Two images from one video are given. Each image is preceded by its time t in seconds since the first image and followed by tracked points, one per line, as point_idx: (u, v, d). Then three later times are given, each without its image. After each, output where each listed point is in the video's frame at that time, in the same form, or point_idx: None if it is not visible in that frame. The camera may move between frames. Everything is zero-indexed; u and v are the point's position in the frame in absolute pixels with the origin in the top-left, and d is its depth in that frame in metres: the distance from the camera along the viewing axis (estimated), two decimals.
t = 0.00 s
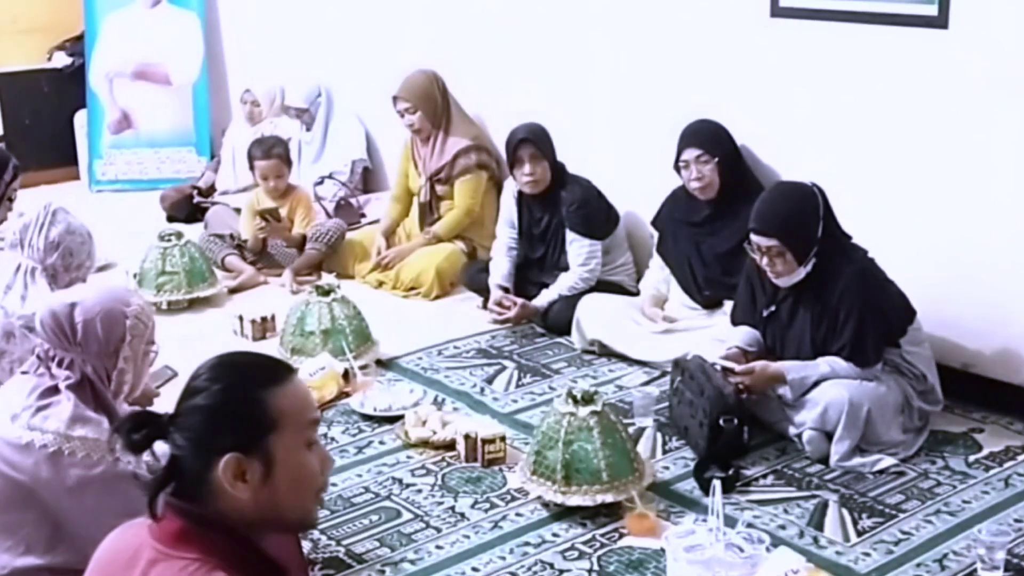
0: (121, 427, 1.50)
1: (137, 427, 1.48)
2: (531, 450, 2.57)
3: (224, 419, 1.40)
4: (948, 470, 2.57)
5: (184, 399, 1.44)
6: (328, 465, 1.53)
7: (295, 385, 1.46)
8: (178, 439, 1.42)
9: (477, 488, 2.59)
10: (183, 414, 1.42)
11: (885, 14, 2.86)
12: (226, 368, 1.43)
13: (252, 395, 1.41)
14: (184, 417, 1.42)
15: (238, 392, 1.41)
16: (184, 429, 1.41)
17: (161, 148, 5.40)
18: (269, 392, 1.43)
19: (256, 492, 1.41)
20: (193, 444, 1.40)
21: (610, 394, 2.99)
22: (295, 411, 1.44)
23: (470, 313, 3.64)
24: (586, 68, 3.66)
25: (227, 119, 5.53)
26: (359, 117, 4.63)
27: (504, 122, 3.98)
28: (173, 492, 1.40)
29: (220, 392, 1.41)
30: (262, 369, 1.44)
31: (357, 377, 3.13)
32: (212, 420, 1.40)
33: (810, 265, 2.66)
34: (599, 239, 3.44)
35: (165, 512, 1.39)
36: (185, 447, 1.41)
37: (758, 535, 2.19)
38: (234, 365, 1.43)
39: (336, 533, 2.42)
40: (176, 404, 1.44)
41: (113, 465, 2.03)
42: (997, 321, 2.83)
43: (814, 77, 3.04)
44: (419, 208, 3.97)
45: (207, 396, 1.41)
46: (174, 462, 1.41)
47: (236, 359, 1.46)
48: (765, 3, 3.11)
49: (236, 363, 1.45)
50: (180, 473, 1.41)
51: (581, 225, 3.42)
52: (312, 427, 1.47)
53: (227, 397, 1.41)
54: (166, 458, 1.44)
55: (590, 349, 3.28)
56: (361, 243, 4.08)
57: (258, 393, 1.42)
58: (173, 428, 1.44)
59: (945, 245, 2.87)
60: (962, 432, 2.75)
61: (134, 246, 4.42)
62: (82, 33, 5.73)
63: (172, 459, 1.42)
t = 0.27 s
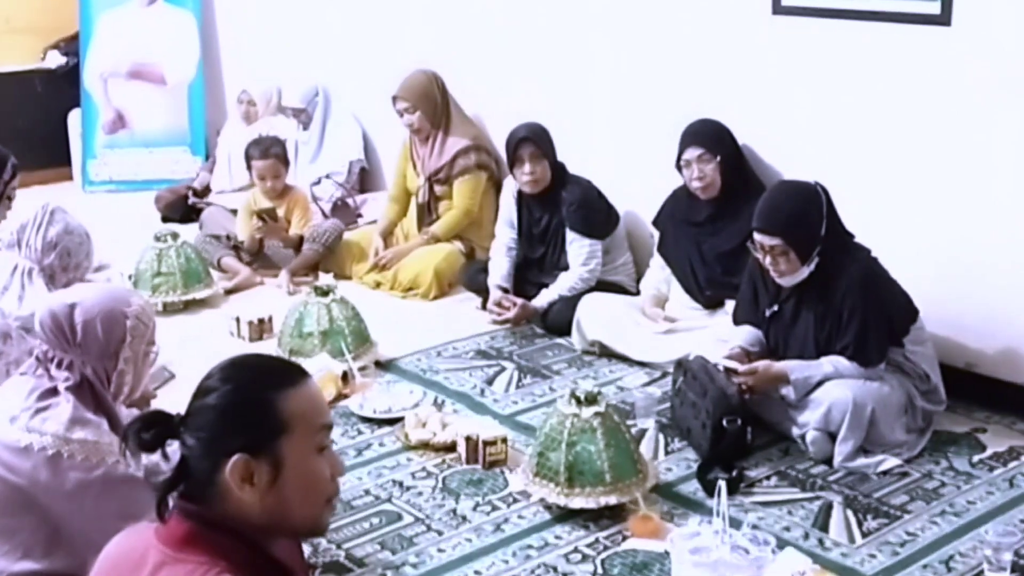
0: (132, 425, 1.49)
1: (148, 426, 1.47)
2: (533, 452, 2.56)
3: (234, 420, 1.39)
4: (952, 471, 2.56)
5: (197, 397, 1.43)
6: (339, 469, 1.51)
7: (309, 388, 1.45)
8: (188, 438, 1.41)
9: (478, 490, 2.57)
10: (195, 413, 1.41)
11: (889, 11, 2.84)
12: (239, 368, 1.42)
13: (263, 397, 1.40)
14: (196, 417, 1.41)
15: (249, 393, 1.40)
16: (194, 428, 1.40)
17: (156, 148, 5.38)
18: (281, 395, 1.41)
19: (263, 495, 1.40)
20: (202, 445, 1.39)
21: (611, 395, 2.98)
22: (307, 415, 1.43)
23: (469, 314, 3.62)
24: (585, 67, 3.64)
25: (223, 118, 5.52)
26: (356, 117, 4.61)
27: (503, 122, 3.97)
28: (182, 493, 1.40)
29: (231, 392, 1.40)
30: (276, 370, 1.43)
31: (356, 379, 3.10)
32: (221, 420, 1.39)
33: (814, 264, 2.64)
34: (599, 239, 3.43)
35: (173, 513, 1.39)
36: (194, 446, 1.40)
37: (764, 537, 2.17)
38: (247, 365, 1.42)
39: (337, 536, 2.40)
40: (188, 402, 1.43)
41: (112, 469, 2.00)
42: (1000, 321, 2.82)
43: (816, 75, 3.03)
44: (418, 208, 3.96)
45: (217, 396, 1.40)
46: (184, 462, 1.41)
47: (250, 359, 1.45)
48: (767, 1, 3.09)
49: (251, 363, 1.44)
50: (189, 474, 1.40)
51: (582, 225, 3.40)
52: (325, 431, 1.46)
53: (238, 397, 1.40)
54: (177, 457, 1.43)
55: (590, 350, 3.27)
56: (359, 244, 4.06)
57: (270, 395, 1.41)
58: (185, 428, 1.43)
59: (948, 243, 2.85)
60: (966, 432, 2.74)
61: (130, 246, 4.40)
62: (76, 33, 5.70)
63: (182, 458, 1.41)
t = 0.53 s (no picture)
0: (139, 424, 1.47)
1: (156, 426, 1.45)
2: (535, 453, 2.54)
3: (244, 423, 1.37)
4: (957, 471, 2.54)
5: (207, 398, 1.41)
6: (347, 473, 1.51)
7: (321, 391, 1.44)
8: (197, 440, 1.39)
9: (479, 493, 2.56)
10: (204, 415, 1.40)
11: (891, 9, 2.83)
12: (251, 370, 1.40)
13: (274, 400, 1.39)
14: (205, 418, 1.39)
15: (259, 396, 1.38)
16: (203, 430, 1.39)
17: (151, 148, 5.35)
18: (292, 398, 1.40)
19: (271, 500, 1.39)
20: (211, 448, 1.38)
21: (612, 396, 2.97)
22: (318, 419, 1.41)
23: (469, 314, 3.61)
24: (585, 65, 3.62)
25: (219, 118, 5.49)
26: (354, 116, 4.59)
27: (502, 121, 3.95)
28: (189, 495, 1.39)
29: (242, 395, 1.38)
30: (288, 372, 1.41)
31: (356, 380, 3.08)
32: (231, 423, 1.37)
33: (817, 263, 2.63)
34: (599, 238, 3.41)
35: (179, 515, 1.38)
36: (203, 448, 1.38)
37: (770, 539, 2.15)
38: (259, 367, 1.40)
39: (337, 540, 2.38)
40: (198, 403, 1.42)
41: (111, 472, 1.98)
42: (1004, 320, 2.81)
43: (818, 73, 3.01)
44: (416, 208, 3.94)
45: (227, 398, 1.38)
46: (191, 463, 1.39)
47: (262, 361, 1.43)
48: None
49: (262, 365, 1.42)
50: (197, 476, 1.38)
51: (582, 225, 3.39)
52: (334, 435, 1.45)
53: (249, 399, 1.38)
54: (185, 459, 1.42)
55: (590, 350, 3.26)
56: (357, 244, 4.05)
57: (281, 398, 1.39)
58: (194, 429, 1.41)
59: (951, 243, 2.84)
60: (970, 432, 2.72)
61: (126, 247, 4.37)
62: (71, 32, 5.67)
63: (190, 460, 1.40)
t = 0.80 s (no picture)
0: (138, 429, 1.46)
1: (156, 431, 1.43)
2: (537, 454, 2.52)
3: (247, 428, 1.36)
4: (961, 471, 2.53)
5: (209, 403, 1.40)
6: (351, 482, 1.49)
7: (325, 397, 1.42)
8: (199, 445, 1.38)
9: (481, 494, 2.54)
10: (205, 419, 1.39)
11: (893, 7, 2.82)
12: (253, 375, 1.39)
13: (279, 406, 1.38)
14: (207, 423, 1.38)
15: (262, 402, 1.37)
16: (205, 435, 1.37)
17: (149, 148, 5.34)
18: (297, 404, 1.39)
19: (275, 506, 1.37)
20: (213, 453, 1.36)
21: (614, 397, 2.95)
22: (323, 426, 1.40)
23: (469, 314, 3.59)
24: (585, 65, 3.61)
25: (216, 118, 5.47)
26: (352, 116, 4.58)
27: (501, 120, 3.93)
28: (191, 501, 1.37)
29: (244, 400, 1.37)
30: (292, 378, 1.40)
31: (356, 381, 3.07)
32: (234, 428, 1.36)
33: (819, 263, 2.61)
34: (600, 238, 3.40)
35: (181, 521, 1.37)
36: (205, 453, 1.37)
37: (774, 541, 2.14)
38: (262, 372, 1.39)
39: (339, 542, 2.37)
40: (199, 408, 1.41)
41: (110, 475, 1.96)
42: (1006, 320, 2.80)
43: (820, 72, 3.00)
44: (415, 208, 3.93)
45: (229, 404, 1.37)
46: (193, 468, 1.38)
47: (264, 366, 1.42)
48: None
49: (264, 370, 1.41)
50: (199, 481, 1.37)
51: (582, 225, 3.38)
52: (339, 443, 1.43)
53: (251, 404, 1.37)
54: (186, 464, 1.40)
55: (591, 351, 3.25)
56: (355, 244, 4.03)
57: (285, 403, 1.38)
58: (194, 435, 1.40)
59: (954, 242, 2.83)
60: (973, 432, 2.72)
61: (124, 247, 4.36)
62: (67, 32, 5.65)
63: (192, 465, 1.38)
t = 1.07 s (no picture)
0: (138, 434, 1.45)
1: (155, 437, 1.42)
2: (539, 455, 2.51)
3: (246, 435, 1.35)
4: (966, 471, 2.52)
5: (208, 410, 1.39)
6: (350, 491, 1.48)
7: (325, 406, 1.41)
8: (198, 452, 1.36)
9: (483, 495, 2.53)
10: (205, 426, 1.37)
11: (893, 6, 2.81)
12: (253, 382, 1.37)
13: (278, 414, 1.36)
14: (206, 430, 1.37)
15: (261, 410, 1.35)
16: (204, 442, 1.36)
17: (146, 148, 5.32)
18: (296, 412, 1.37)
19: (273, 515, 1.36)
20: (211, 460, 1.35)
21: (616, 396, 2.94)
22: (322, 434, 1.39)
23: (469, 314, 3.58)
24: (584, 64, 3.60)
25: (213, 117, 5.47)
26: (350, 115, 4.56)
27: (500, 119, 3.92)
28: (189, 508, 1.36)
29: (243, 408, 1.36)
30: (292, 385, 1.39)
31: (356, 381, 3.06)
32: (233, 435, 1.34)
33: (822, 263, 2.60)
34: (600, 238, 3.38)
35: (180, 529, 1.35)
36: (204, 460, 1.36)
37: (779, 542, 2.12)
38: (261, 379, 1.37)
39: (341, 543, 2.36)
40: (199, 415, 1.39)
41: (110, 478, 1.93)
42: (1009, 319, 2.79)
43: (820, 71, 2.99)
44: (414, 207, 3.92)
45: (227, 411, 1.36)
46: (192, 475, 1.36)
47: (264, 373, 1.41)
48: None
49: (263, 377, 1.40)
50: (197, 489, 1.36)
51: (582, 224, 3.36)
52: (337, 452, 1.42)
53: (250, 411, 1.35)
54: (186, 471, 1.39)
55: (592, 351, 3.25)
56: (355, 243, 4.01)
57: (284, 411, 1.36)
58: (193, 440, 1.39)
59: (956, 241, 2.82)
60: (976, 432, 2.70)
61: (122, 247, 4.34)
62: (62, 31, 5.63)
63: (191, 472, 1.37)
